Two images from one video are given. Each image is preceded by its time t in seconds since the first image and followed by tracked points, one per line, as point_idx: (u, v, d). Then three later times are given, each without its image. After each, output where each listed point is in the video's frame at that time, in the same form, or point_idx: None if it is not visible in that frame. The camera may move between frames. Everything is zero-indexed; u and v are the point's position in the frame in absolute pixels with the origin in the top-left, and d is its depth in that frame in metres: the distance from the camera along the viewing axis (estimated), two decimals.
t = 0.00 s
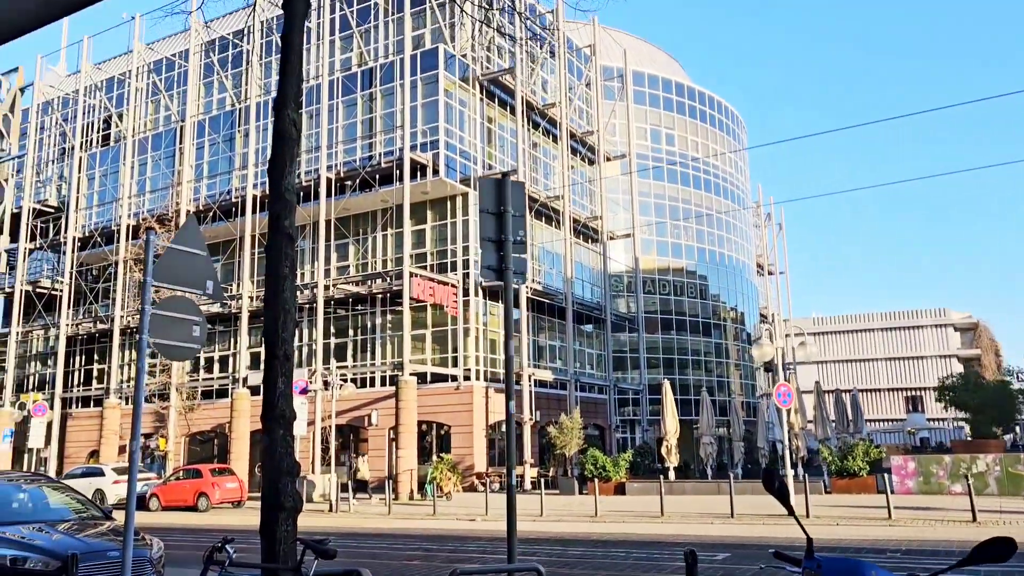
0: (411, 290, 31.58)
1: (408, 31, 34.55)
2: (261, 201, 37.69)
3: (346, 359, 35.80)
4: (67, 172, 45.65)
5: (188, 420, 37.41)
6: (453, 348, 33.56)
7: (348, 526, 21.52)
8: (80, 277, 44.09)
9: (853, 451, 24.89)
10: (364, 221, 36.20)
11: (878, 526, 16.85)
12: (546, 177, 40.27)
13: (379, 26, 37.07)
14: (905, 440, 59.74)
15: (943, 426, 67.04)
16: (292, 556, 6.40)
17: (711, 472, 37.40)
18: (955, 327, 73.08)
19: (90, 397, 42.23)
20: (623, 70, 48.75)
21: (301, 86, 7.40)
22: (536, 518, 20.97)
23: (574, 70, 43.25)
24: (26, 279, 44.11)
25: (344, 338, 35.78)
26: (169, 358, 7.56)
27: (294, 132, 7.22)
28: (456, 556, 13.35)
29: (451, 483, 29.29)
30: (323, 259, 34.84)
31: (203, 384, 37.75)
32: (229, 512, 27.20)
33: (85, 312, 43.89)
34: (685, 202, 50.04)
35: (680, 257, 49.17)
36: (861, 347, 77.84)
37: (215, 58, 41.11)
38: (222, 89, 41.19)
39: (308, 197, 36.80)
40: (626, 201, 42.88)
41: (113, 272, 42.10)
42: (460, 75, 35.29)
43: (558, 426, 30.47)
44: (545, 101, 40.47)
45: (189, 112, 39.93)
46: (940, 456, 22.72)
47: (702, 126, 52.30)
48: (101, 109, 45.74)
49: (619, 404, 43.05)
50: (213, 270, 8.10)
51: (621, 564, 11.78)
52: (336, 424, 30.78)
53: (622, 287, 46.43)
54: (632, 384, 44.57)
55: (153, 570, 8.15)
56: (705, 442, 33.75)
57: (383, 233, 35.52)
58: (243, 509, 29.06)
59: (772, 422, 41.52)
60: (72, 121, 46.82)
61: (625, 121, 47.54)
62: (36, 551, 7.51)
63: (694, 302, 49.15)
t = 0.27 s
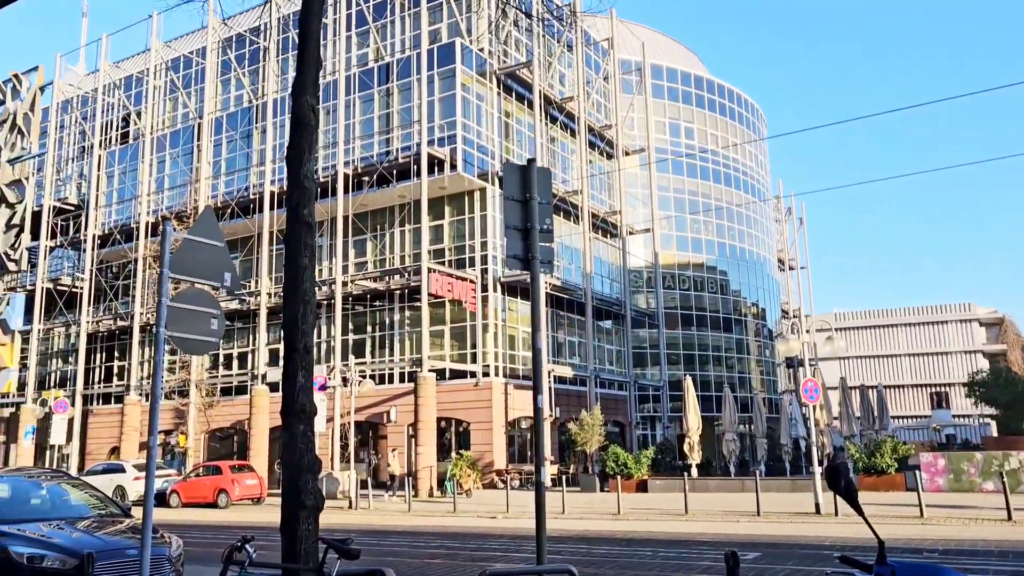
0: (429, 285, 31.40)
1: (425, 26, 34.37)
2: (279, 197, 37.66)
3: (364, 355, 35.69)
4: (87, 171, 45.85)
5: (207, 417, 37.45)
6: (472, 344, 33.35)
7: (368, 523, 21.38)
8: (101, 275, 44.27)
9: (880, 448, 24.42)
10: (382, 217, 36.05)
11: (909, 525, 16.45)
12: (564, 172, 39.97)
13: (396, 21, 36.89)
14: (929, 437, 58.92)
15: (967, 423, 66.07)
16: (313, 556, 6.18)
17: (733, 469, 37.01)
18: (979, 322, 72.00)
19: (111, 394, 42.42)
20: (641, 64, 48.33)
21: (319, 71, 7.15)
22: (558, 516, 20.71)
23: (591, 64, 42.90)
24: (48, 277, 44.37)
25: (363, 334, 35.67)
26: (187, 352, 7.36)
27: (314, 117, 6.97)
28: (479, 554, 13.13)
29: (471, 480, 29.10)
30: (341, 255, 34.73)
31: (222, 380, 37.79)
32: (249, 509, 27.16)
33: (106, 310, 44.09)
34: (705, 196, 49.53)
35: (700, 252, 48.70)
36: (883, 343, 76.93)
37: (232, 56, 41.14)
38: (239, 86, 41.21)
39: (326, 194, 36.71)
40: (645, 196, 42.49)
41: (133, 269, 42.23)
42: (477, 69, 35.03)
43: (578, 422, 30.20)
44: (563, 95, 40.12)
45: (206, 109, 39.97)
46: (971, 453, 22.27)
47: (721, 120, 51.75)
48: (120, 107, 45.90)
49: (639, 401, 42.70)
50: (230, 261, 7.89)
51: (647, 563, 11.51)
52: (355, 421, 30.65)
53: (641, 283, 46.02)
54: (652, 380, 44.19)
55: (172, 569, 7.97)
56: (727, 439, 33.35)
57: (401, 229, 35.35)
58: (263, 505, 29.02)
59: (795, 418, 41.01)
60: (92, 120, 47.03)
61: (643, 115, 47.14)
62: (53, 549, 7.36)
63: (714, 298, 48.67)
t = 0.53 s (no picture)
0: (446, 278, 31.24)
1: (441, 17, 34.15)
2: (296, 190, 37.60)
3: (382, 348, 35.60)
4: (105, 165, 46.02)
5: (226, 410, 37.53)
6: (489, 337, 33.18)
7: (386, 516, 21.26)
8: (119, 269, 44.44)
9: (905, 440, 24.01)
10: (399, 209, 35.91)
11: (937, 519, 16.10)
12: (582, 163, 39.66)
13: (412, 12, 36.68)
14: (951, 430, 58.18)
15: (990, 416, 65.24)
16: (336, 550, 5.99)
17: (753, 462, 36.70)
18: (1002, 314, 70.99)
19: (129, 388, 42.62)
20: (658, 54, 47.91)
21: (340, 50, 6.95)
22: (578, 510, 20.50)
23: (609, 54, 42.54)
24: (67, 271, 44.63)
25: (380, 327, 35.58)
26: (204, 340, 7.20)
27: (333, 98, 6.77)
28: (500, 548, 12.95)
29: (489, 473, 28.95)
30: (358, 248, 34.63)
31: (240, 374, 37.83)
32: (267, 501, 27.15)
33: (124, 304, 44.27)
34: (724, 187, 49.06)
35: (719, 244, 48.25)
36: (903, 335, 76.12)
37: (248, 49, 41.12)
38: (255, 79, 41.17)
39: (342, 187, 36.63)
40: (664, 187, 42.11)
41: (151, 263, 42.35)
42: (494, 60, 34.77)
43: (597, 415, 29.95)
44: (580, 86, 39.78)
45: (223, 103, 39.95)
46: (999, 447, 21.91)
47: (740, 110, 51.22)
48: (137, 101, 46.02)
49: (657, 393, 42.41)
50: (248, 248, 7.71)
51: (672, 558, 11.27)
52: (372, 414, 30.57)
53: (659, 276, 45.62)
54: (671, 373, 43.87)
55: (191, 562, 7.83)
56: (747, 432, 33.02)
57: (417, 222, 35.20)
58: (282, 498, 29.00)
59: (815, 411, 40.59)
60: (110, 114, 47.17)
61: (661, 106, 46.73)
62: (70, 542, 7.23)
63: (733, 290, 48.22)
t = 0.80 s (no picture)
0: (463, 268, 31.07)
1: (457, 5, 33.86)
2: (312, 181, 37.51)
3: (399, 339, 35.50)
4: (121, 157, 46.11)
5: (243, 402, 37.61)
6: (507, 327, 32.99)
7: (405, 508, 21.14)
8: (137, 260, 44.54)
9: (931, 431, 23.62)
10: (415, 200, 35.72)
11: (969, 511, 15.74)
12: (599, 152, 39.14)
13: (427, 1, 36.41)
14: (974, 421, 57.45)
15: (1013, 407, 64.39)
16: (359, 546, 5.79)
17: (773, 454, 36.37)
18: None
19: (148, 379, 42.80)
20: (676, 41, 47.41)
21: (359, 29, 6.70)
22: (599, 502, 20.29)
23: (626, 42, 42.08)
24: (85, 263, 44.82)
25: (396, 318, 35.46)
26: (220, 328, 6.98)
27: (353, 77, 6.51)
28: (522, 541, 12.73)
29: (507, 465, 28.79)
30: (374, 239, 34.51)
31: (258, 365, 37.89)
32: (285, 493, 27.12)
33: (141, 295, 44.38)
34: (743, 176, 48.54)
35: (738, 233, 47.78)
36: (924, 325, 75.30)
37: (263, 40, 40.98)
38: (271, 70, 41.04)
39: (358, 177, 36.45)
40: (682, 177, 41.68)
41: (168, 255, 42.42)
42: (510, 49, 34.47)
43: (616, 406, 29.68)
44: (597, 74, 39.39)
45: (238, 94, 39.85)
46: None
47: (759, 97, 50.58)
48: (153, 93, 46.04)
49: (676, 384, 42.10)
50: (267, 236, 7.49)
51: (700, 551, 11.01)
52: (390, 405, 30.49)
53: (677, 266, 45.23)
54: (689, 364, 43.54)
55: (211, 557, 7.66)
56: (768, 423, 32.67)
57: (434, 212, 35.01)
58: (300, 490, 28.97)
59: (836, 402, 40.15)
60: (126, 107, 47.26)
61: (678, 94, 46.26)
62: (87, 535, 7.07)
63: (752, 280, 47.76)
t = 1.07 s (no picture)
0: (481, 258, 30.87)
1: None
2: (328, 171, 37.41)
3: (416, 330, 35.36)
4: (139, 149, 46.21)
5: (261, 393, 37.67)
6: (524, 318, 32.75)
7: (424, 499, 21.04)
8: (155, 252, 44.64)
9: (957, 422, 23.21)
10: (431, 190, 35.52)
11: (999, 503, 15.40)
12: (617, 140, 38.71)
13: None
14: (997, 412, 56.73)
15: None
16: (382, 537, 5.63)
17: (794, 445, 36.01)
18: None
19: (166, 371, 42.97)
20: (694, 28, 46.88)
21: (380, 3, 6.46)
22: (619, 493, 20.08)
23: (643, 28, 41.61)
24: (103, 255, 45.01)
25: (413, 309, 35.34)
26: (239, 314, 6.80)
27: (373, 53, 6.28)
28: (544, 532, 12.55)
29: (526, 456, 28.61)
30: (390, 229, 34.37)
31: (275, 356, 37.93)
32: (304, 483, 27.11)
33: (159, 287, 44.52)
34: (762, 164, 47.98)
35: (757, 222, 47.28)
36: (945, 315, 74.42)
37: (279, 30, 40.84)
38: (286, 60, 40.89)
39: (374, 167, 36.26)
40: (701, 166, 41.22)
41: (185, 246, 42.49)
42: (527, 36, 34.14)
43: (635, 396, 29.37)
44: (615, 62, 38.97)
45: (254, 84, 39.76)
46: None
47: (778, 84, 49.94)
48: (169, 85, 46.06)
49: (695, 375, 41.74)
50: (285, 219, 7.30)
51: (727, 543, 10.78)
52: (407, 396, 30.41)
53: (696, 256, 44.82)
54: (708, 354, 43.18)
55: (230, 547, 7.52)
56: (789, 413, 32.29)
57: (450, 202, 34.79)
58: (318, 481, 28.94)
59: (858, 392, 39.66)
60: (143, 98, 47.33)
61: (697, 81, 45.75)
62: (105, 526, 6.92)
63: (771, 270, 47.26)
